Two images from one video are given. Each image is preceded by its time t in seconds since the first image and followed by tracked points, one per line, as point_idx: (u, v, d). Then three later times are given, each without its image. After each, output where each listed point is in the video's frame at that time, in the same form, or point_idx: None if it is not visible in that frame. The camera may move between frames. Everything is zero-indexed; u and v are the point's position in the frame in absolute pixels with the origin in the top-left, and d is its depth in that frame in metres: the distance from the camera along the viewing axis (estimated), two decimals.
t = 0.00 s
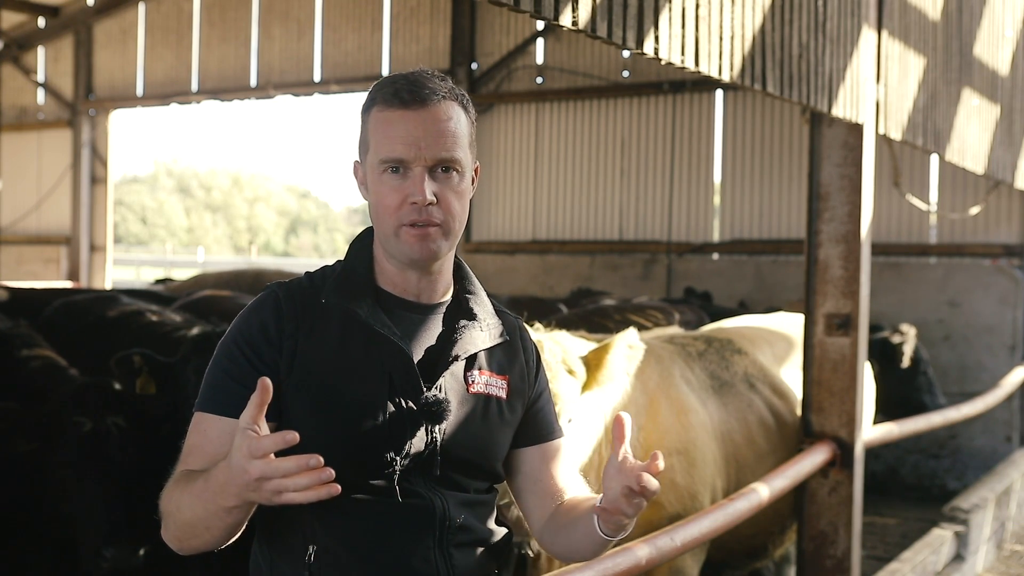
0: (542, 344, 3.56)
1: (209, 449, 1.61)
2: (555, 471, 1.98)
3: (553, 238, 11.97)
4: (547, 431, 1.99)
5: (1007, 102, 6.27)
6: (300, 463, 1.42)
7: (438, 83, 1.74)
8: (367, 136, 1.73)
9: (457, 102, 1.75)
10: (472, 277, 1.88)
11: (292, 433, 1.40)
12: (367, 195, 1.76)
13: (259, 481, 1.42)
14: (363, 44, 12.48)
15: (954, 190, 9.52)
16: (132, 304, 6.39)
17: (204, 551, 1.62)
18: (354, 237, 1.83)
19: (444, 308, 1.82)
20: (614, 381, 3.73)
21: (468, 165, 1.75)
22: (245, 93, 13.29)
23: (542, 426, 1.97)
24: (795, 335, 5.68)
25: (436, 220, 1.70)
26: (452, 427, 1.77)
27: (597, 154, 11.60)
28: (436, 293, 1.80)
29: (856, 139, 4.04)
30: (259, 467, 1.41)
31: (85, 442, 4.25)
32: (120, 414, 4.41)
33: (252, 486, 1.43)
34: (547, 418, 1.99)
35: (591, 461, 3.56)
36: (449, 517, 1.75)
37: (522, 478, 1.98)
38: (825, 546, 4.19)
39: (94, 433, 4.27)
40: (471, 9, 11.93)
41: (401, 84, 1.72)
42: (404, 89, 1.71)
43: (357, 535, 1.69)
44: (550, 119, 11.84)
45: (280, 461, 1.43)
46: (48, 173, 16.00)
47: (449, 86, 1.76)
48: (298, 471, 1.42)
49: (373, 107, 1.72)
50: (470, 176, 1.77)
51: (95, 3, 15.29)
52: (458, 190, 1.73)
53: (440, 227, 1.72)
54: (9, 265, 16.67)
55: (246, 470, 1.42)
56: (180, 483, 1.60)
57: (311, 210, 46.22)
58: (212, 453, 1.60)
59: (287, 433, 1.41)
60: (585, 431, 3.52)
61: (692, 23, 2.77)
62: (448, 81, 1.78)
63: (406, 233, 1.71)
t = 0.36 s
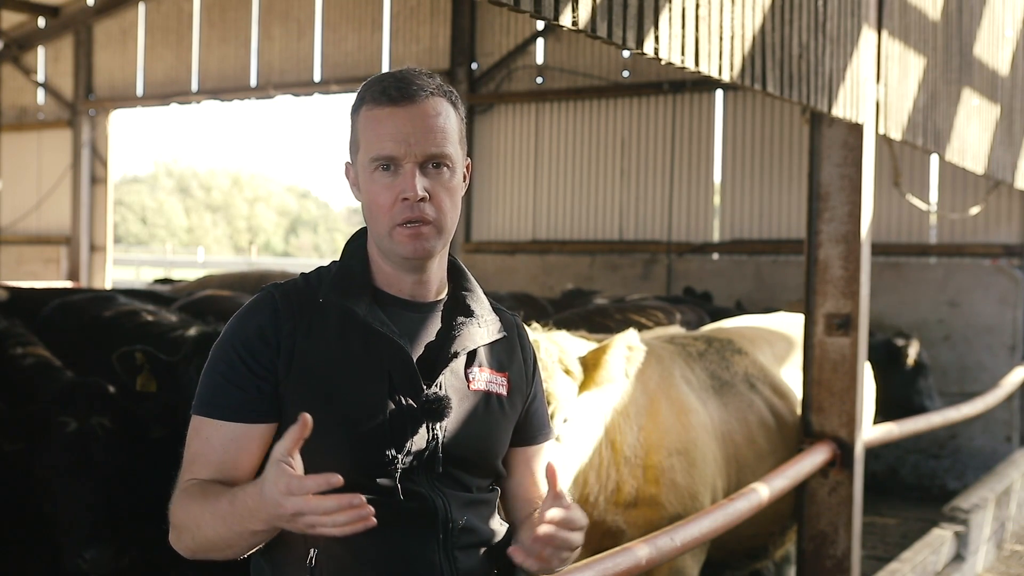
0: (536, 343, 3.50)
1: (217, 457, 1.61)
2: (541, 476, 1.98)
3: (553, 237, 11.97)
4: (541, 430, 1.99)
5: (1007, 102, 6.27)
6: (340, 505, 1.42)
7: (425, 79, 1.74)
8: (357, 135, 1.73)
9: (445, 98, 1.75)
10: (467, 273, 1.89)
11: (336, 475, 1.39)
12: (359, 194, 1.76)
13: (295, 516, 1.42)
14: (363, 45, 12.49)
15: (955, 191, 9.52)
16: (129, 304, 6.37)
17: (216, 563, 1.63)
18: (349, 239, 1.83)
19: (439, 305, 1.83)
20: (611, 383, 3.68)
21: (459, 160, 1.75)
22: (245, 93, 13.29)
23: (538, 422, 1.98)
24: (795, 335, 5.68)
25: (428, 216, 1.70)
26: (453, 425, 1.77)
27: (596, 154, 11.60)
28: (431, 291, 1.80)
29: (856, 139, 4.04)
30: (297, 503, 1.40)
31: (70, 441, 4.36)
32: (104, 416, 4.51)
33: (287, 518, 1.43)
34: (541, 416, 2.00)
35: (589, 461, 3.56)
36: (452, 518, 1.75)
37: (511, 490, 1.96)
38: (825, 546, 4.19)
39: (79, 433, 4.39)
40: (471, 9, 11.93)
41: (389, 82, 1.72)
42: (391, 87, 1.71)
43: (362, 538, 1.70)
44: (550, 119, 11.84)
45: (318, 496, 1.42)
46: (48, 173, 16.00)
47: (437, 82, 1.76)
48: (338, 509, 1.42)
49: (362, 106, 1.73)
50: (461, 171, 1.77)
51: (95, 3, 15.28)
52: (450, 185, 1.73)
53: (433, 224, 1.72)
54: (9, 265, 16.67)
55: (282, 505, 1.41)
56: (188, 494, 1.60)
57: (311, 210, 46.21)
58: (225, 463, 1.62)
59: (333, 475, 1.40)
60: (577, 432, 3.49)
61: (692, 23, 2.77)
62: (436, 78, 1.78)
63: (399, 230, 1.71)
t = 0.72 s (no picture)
0: (534, 343, 3.55)
1: (226, 450, 1.58)
2: (535, 479, 2.01)
3: (553, 237, 11.97)
4: (539, 431, 1.99)
5: (1007, 102, 6.27)
6: (349, 400, 1.35)
7: (403, 75, 1.74)
8: (339, 137, 1.74)
9: (424, 92, 1.76)
10: (468, 270, 1.89)
11: (344, 367, 1.33)
12: (347, 195, 1.76)
13: (312, 425, 1.35)
14: (363, 45, 12.49)
15: (954, 191, 9.53)
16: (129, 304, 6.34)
17: (233, 556, 1.55)
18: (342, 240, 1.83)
19: (436, 301, 1.82)
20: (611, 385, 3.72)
21: (443, 152, 1.76)
22: (245, 93, 13.29)
23: (538, 420, 1.98)
24: (795, 335, 5.68)
25: (417, 210, 1.70)
26: (455, 422, 1.77)
27: (595, 154, 11.60)
28: (426, 286, 1.81)
29: (856, 139, 4.04)
30: (307, 412, 1.35)
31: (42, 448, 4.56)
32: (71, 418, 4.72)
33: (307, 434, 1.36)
34: (541, 415, 1.99)
35: (587, 462, 3.59)
36: (449, 520, 1.75)
37: (511, 488, 2.00)
38: (825, 546, 4.19)
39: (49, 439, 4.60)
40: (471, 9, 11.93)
41: (367, 80, 1.72)
42: (369, 85, 1.72)
43: (361, 539, 1.68)
44: (550, 119, 11.84)
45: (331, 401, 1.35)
46: (48, 173, 16.00)
47: (415, 77, 1.77)
48: (351, 406, 1.35)
49: (342, 108, 1.73)
50: (446, 164, 1.78)
51: (94, 3, 15.29)
52: (436, 178, 1.74)
53: (422, 217, 1.72)
54: (9, 265, 16.67)
55: (296, 417, 1.35)
56: (200, 480, 1.55)
57: (311, 210, 46.19)
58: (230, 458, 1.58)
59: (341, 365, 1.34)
60: (573, 431, 3.54)
61: (692, 23, 2.77)
62: (413, 73, 1.79)
63: (389, 226, 1.71)
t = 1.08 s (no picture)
0: (532, 343, 3.49)
1: (230, 461, 1.57)
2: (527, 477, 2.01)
3: (553, 237, 11.98)
4: (529, 431, 1.99)
5: (1007, 102, 6.26)
6: (359, 383, 1.36)
7: (414, 81, 1.74)
8: (345, 139, 1.73)
9: (434, 99, 1.75)
10: (463, 273, 1.88)
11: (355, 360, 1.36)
12: (348, 198, 1.75)
13: (323, 412, 1.36)
14: (363, 45, 12.49)
15: (955, 191, 9.53)
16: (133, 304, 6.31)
17: (239, 567, 1.54)
18: (339, 242, 1.82)
19: (430, 305, 1.82)
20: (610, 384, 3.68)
21: (449, 162, 1.75)
22: (245, 93, 13.29)
23: (530, 420, 1.98)
24: (795, 335, 5.68)
25: (420, 218, 1.70)
26: (453, 426, 1.78)
27: (595, 154, 11.60)
28: (422, 291, 1.80)
29: (856, 139, 4.04)
30: (320, 396, 1.35)
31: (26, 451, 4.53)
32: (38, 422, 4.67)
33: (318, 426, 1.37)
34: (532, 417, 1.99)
35: (588, 462, 3.58)
36: (451, 521, 1.76)
37: (501, 485, 1.99)
38: (825, 546, 4.19)
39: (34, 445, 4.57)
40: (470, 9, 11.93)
41: (377, 84, 1.72)
42: (380, 89, 1.71)
43: (362, 542, 1.68)
44: (550, 119, 11.84)
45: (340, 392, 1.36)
46: (48, 174, 16.00)
47: (425, 84, 1.76)
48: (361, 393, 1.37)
49: (350, 110, 1.72)
50: (452, 172, 1.77)
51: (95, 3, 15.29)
52: (441, 186, 1.73)
53: (425, 226, 1.71)
54: (9, 265, 16.67)
55: (307, 404, 1.36)
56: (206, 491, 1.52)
57: (311, 210, 46.18)
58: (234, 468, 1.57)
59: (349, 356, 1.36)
60: (572, 431, 3.50)
61: (692, 23, 2.77)
62: (424, 80, 1.79)
63: (389, 233, 1.70)
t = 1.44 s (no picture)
0: (534, 344, 3.50)
1: (223, 464, 1.58)
2: (528, 489, 2.01)
3: (553, 237, 11.97)
4: (535, 444, 2.00)
5: (1007, 102, 6.26)
6: (357, 452, 1.31)
7: (442, 80, 1.75)
8: (369, 133, 1.73)
9: (460, 101, 1.76)
10: (476, 283, 1.88)
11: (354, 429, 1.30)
12: (368, 194, 1.75)
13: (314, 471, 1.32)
14: (363, 45, 12.50)
15: (954, 190, 9.53)
16: (138, 304, 6.30)
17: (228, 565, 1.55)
18: (352, 241, 1.82)
19: (442, 312, 1.82)
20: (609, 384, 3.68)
21: (471, 164, 1.76)
22: (245, 93, 13.29)
23: (534, 433, 1.98)
24: (795, 335, 5.69)
25: (441, 216, 1.70)
26: (456, 439, 1.78)
27: (598, 154, 11.61)
28: (434, 297, 1.80)
29: (856, 139, 4.04)
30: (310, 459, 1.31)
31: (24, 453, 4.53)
32: (38, 422, 4.66)
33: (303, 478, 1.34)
34: (538, 429, 2.00)
35: (588, 462, 3.58)
36: (448, 529, 1.76)
37: (505, 497, 2.00)
38: (825, 546, 4.19)
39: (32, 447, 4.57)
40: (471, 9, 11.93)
41: (405, 80, 1.72)
42: (408, 85, 1.72)
43: (356, 549, 1.68)
44: (551, 119, 11.84)
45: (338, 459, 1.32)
46: (48, 174, 16.00)
47: (452, 85, 1.77)
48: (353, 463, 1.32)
49: (376, 105, 1.72)
50: (473, 175, 1.78)
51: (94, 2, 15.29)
52: (462, 188, 1.74)
53: (445, 224, 1.72)
54: (9, 265, 16.67)
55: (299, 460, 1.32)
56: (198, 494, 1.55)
57: (311, 210, 46.15)
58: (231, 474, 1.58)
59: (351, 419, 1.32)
60: (573, 431, 3.48)
61: (692, 23, 2.77)
62: (450, 81, 1.80)
63: (409, 229, 1.70)
